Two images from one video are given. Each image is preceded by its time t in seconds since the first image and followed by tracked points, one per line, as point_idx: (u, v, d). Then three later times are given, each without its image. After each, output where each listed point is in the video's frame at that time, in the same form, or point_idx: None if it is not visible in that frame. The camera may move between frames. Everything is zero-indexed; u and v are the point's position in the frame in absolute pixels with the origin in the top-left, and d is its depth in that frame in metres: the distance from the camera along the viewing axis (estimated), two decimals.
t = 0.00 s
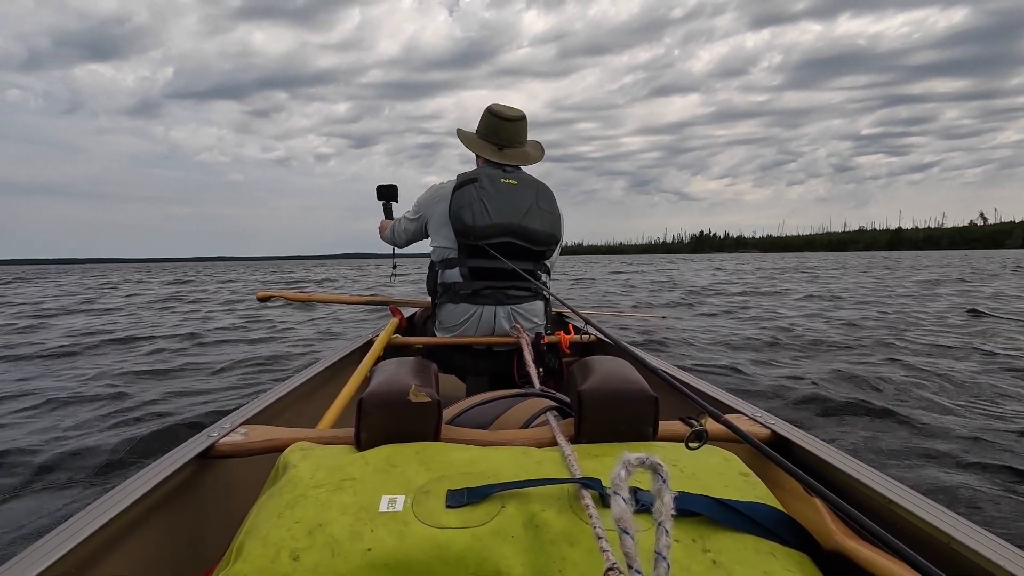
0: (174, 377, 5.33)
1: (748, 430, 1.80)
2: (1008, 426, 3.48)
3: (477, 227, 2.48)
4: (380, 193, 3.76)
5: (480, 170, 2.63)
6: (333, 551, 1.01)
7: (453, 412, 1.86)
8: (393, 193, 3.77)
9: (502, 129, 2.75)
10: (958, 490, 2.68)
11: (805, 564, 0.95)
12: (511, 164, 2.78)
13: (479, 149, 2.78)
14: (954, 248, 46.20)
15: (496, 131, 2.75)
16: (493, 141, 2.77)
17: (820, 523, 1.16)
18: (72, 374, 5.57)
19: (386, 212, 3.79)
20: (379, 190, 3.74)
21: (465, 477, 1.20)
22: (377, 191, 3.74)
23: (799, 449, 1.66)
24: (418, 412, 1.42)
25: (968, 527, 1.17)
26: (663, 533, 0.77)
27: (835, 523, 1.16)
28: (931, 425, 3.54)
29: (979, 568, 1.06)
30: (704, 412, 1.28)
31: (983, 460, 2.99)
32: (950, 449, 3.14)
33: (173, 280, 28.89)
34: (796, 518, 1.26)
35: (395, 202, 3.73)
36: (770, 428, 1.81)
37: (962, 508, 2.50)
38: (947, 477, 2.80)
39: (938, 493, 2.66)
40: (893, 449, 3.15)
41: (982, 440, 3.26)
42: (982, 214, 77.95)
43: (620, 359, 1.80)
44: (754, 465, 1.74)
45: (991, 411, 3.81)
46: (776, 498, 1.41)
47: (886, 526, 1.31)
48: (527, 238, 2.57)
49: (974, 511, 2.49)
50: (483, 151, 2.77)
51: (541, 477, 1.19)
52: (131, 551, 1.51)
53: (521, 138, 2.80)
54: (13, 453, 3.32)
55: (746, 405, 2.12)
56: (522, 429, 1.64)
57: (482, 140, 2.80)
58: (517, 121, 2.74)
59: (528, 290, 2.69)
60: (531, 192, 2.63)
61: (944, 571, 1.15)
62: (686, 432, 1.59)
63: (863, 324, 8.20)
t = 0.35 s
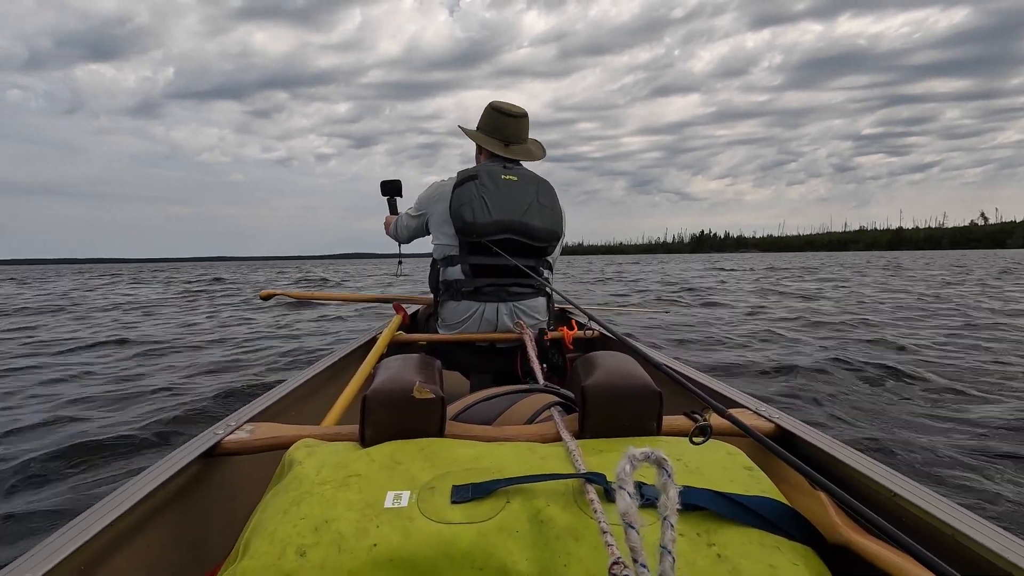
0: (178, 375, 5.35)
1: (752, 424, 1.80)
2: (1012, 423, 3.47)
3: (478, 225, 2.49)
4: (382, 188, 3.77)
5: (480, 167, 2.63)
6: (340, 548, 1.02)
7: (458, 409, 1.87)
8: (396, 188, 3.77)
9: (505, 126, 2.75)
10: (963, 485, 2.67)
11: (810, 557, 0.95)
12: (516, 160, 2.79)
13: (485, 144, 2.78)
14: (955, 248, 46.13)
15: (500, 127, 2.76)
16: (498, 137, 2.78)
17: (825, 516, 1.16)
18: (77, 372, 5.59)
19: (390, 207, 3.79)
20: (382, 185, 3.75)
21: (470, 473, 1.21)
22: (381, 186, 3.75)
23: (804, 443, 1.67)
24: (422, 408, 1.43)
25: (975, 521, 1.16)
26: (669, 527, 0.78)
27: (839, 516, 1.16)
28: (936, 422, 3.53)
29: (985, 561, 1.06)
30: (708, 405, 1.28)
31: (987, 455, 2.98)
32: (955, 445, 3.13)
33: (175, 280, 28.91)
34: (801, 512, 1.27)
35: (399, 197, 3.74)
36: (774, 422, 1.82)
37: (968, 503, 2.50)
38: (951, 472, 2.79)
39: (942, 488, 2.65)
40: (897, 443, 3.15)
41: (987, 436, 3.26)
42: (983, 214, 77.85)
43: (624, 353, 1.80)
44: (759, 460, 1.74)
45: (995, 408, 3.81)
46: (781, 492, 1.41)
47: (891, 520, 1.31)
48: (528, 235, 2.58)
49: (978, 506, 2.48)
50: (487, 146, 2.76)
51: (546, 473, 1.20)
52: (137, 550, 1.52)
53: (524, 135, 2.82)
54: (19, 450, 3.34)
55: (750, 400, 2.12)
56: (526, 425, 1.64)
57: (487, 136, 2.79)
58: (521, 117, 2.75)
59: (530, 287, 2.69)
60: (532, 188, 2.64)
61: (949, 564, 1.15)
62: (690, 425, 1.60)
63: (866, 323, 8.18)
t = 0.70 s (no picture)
0: (186, 372, 5.38)
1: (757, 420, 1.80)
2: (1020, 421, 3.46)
3: (486, 218, 2.49)
4: (381, 180, 3.78)
5: (488, 159, 2.63)
6: (345, 537, 1.02)
7: (464, 400, 1.87)
8: (396, 182, 3.78)
9: (519, 118, 2.75)
10: (970, 482, 2.67)
11: (814, 552, 0.96)
12: (531, 152, 2.82)
13: (502, 136, 2.74)
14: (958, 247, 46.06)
15: (515, 120, 2.75)
16: (514, 130, 2.77)
17: (829, 512, 1.17)
18: (87, 370, 5.63)
19: (388, 201, 3.80)
20: (382, 177, 3.75)
21: (474, 465, 1.22)
22: (380, 179, 3.75)
23: (809, 438, 1.67)
24: (427, 400, 1.44)
25: (980, 516, 1.17)
26: (673, 520, 0.79)
27: (845, 512, 1.17)
28: (945, 419, 3.52)
29: (989, 558, 1.07)
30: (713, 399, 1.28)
31: (995, 453, 2.98)
32: (962, 442, 3.13)
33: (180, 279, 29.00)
34: (806, 507, 1.28)
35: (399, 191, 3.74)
36: (780, 418, 1.82)
37: (976, 500, 2.50)
38: (958, 469, 2.79)
39: (949, 485, 2.65)
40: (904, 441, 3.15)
41: (995, 434, 3.25)
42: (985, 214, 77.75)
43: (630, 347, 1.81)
44: (765, 455, 1.75)
45: (1002, 406, 3.80)
46: (786, 487, 1.42)
47: (896, 516, 1.31)
48: (536, 227, 2.59)
49: (985, 502, 2.48)
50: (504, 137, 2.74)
51: (551, 465, 1.21)
52: (146, 536, 1.55)
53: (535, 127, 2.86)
54: (31, 446, 3.38)
55: (755, 395, 2.12)
56: (532, 418, 1.65)
57: (501, 129, 2.76)
58: (532, 110, 2.79)
59: (537, 280, 2.71)
60: (540, 180, 2.65)
61: (954, 560, 1.15)
62: (695, 420, 1.60)
63: (872, 322, 8.16)
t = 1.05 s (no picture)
0: (197, 374, 5.43)
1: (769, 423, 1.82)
2: None
3: (496, 222, 2.52)
4: (383, 176, 3.79)
5: (499, 163, 2.64)
6: (356, 540, 1.04)
7: (473, 405, 1.89)
8: (398, 178, 3.80)
9: (530, 121, 2.78)
10: (979, 485, 2.68)
11: (827, 557, 0.98)
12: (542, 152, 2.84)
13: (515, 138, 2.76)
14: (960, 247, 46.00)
15: (527, 123, 2.78)
16: (525, 131, 2.78)
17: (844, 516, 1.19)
18: (99, 372, 5.69)
19: (390, 197, 3.83)
20: (383, 174, 3.77)
21: (484, 469, 1.23)
22: (382, 176, 3.76)
23: (822, 442, 1.69)
24: (437, 404, 1.45)
25: (994, 520, 1.18)
26: (685, 525, 0.80)
27: (859, 516, 1.19)
28: (955, 421, 3.52)
29: (1003, 561, 1.08)
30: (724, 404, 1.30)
31: (1005, 456, 2.98)
32: (973, 445, 3.13)
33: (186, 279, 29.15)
34: (820, 511, 1.29)
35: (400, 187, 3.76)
36: (792, 421, 1.83)
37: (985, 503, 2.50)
38: (967, 471, 2.80)
39: (958, 488, 2.65)
40: (913, 443, 3.16)
41: (1006, 437, 3.24)
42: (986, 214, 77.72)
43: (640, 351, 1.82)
44: (777, 458, 1.76)
45: (1011, 408, 3.79)
46: (800, 491, 1.43)
47: (911, 520, 1.33)
48: (545, 232, 2.60)
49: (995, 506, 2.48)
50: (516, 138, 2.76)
51: (561, 470, 1.22)
52: (160, 539, 1.57)
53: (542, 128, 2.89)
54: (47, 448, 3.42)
55: (766, 398, 2.13)
56: (542, 422, 1.67)
57: (512, 131, 2.77)
58: (539, 111, 2.82)
59: (547, 285, 2.71)
60: (551, 185, 2.66)
61: (969, 564, 1.17)
62: (707, 424, 1.62)
63: (880, 322, 8.14)
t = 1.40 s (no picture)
0: (204, 378, 5.47)
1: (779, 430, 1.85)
2: None
3: (503, 227, 2.53)
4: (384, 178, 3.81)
5: (506, 169, 2.67)
6: (363, 546, 1.06)
7: (481, 409, 1.91)
8: (399, 180, 3.82)
9: (534, 126, 2.80)
10: (984, 488, 2.70)
11: (836, 566, 1.00)
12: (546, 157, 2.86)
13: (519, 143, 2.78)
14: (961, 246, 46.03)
15: (530, 127, 2.80)
16: (529, 136, 2.81)
17: (854, 526, 1.21)
18: (108, 376, 5.74)
19: (391, 199, 3.85)
20: (385, 176, 3.79)
21: (491, 475, 1.25)
22: (383, 178, 3.78)
23: (832, 450, 1.71)
24: (444, 409, 1.47)
25: (1006, 528, 1.20)
26: (693, 533, 0.83)
27: (869, 526, 1.21)
28: (962, 425, 3.52)
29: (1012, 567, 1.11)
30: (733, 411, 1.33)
31: (1010, 460, 3.01)
32: (979, 450, 3.14)
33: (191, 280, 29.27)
34: (831, 521, 1.32)
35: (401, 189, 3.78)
36: (801, 428, 1.86)
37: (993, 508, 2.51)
38: (971, 475, 2.83)
39: (963, 491, 2.68)
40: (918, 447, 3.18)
41: (1012, 441, 3.26)
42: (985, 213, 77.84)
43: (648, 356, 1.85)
44: (788, 466, 1.79)
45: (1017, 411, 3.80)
46: (811, 499, 1.46)
47: (923, 528, 1.35)
48: (553, 238, 2.62)
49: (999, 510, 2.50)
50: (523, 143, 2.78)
51: (567, 476, 1.24)
52: (168, 542, 1.59)
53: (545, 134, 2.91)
54: (59, 452, 3.47)
55: (775, 405, 2.16)
56: (548, 428, 1.69)
57: (516, 137, 2.80)
58: (543, 116, 2.85)
59: (553, 290, 2.74)
60: (558, 191, 2.68)
61: (979, 570, 1.19)
62: (715, 430, 1.64)
63: (886, 323, 8.14)
